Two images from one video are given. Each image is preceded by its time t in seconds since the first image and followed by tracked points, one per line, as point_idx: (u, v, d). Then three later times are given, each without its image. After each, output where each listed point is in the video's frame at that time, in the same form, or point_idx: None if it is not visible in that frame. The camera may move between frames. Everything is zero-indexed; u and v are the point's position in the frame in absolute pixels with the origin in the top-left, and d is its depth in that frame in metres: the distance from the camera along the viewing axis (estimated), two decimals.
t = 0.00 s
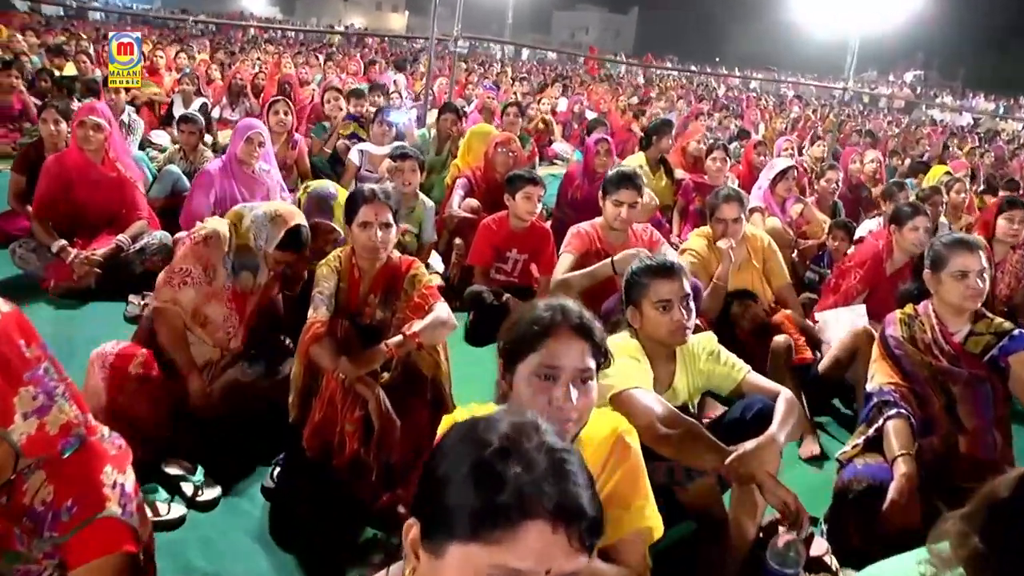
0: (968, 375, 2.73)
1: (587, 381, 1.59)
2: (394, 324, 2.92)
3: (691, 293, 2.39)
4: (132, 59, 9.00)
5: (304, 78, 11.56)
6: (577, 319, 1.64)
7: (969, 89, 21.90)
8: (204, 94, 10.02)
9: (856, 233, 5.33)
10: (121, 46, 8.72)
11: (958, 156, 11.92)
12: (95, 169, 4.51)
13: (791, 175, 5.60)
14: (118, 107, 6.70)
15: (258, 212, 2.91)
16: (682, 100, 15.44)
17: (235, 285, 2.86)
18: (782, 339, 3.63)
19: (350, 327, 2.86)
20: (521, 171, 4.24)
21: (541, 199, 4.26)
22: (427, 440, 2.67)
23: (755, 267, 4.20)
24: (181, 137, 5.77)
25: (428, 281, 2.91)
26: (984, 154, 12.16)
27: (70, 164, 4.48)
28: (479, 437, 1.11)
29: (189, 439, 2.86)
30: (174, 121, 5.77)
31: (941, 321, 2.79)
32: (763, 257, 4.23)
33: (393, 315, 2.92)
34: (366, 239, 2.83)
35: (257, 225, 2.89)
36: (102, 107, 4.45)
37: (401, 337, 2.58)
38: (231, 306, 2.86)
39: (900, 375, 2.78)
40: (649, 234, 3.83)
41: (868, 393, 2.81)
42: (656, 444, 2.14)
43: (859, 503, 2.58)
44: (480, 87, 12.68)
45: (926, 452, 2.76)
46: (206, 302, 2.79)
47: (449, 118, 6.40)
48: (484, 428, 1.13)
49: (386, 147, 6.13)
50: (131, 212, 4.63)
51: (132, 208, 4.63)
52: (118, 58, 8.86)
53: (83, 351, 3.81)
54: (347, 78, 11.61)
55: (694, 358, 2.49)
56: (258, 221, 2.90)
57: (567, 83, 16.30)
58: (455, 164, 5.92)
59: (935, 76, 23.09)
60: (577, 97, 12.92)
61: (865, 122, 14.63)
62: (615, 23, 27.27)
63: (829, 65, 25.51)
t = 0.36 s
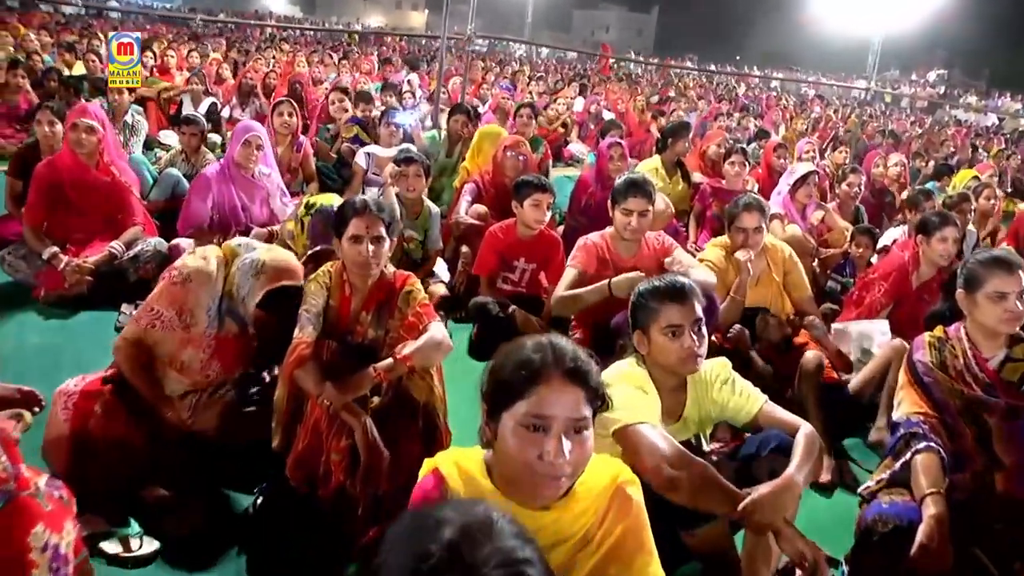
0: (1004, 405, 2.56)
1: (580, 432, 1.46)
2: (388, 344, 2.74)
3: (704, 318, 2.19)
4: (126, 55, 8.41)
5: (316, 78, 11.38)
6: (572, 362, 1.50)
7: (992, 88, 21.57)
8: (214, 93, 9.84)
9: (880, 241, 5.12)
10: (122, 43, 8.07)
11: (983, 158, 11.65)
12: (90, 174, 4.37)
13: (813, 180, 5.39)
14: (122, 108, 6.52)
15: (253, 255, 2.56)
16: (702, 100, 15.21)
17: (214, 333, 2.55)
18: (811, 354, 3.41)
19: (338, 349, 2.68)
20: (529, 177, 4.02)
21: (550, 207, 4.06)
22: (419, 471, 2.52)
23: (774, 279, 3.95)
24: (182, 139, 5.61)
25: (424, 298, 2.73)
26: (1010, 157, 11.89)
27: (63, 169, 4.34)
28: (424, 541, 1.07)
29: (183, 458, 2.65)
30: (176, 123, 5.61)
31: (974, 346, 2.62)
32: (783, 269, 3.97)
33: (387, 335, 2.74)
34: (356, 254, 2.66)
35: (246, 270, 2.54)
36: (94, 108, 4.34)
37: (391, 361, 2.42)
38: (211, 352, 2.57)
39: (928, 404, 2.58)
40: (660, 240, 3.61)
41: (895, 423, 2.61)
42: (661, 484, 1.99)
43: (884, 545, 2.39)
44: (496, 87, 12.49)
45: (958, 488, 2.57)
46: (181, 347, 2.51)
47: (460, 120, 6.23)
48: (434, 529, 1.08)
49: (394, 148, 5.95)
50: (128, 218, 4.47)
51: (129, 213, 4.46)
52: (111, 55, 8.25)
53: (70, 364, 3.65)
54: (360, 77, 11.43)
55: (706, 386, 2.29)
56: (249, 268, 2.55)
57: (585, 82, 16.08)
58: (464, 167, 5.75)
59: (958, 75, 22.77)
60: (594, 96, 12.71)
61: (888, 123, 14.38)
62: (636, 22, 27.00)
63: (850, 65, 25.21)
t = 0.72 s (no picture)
0: (1017, 435, 2.38)
1: (539, 495, 1.32)
2: (353, 368, 2.56)
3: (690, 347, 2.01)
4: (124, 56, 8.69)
5: (306, 78, 11.19)
6: (530, 417, 1.34)
7: (991, 87, 21.43)
8: (200, 94, 9.64)
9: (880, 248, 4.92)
10: (121, 45, 8.59)
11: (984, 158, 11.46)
12: (54, 181, 4.19)
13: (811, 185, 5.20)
14: (99, 109, 6.29)
15: (196, 313, 2.26)
16: (699, 99, 15.03)
17: (147, 396, 2.31)
18: (842, 374, 3.05)
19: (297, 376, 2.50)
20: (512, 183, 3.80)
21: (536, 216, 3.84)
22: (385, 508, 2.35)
23: (769, 290, 3.73)
24: (158, 142, 5.41)
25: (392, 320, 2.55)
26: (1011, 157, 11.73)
27: (27, 176, 4.16)
28: None
29: (137, 496, 2.42)
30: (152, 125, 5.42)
31: (984, 370, 2.44)
32: (779, 279, 3.75)
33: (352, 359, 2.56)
34: (319, 273, 2.47)
35: (188, 329, 2.26)
36: (58, 113, 4.17)
37: (355, 390, 2.26)
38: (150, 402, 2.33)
39: (934, 434, 2.39)
40: (650, 250, 3.42)
41: (897, 453, 2.43)
42: (639, 530, 1.85)
43: None
44: (490, 86, 12.31)
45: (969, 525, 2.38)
46: (110, 410, 2.25)
47: (447, 122, 6.04)
48: None
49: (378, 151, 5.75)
50: (95, 227, 4.28)
51: (96, 222, 4.28)
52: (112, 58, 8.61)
53: (27, 384, 3.44)
54: (351, 77, 11.25)
55: (694, 418, 2.10)
56: (191, 330, 2.26)
57: (581, 81, 15.90)
58: (450, 171, 5.57)
59: (958, 74, 22.61)
60: (589, 95, 12.53)
61: (887, 122, 14.22)
62: (634, 20, 26.79)
63: (849, 63, 25.05)
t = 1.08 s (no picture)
0: (1013, 467, 2.22)
1: None
2: (294, 398, 2.36)
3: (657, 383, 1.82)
4: (120, 56, 8.35)
5: (280, 78, 10.95)
6: (452, 492, 1.19)
7: (972, 84, 21.37)
8: (168, 94, 9.38)
9: (865, 255, 4.76)
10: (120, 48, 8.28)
11: (968, 157, 11.34)
12: None
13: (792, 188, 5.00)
14: (55, 112, 5.95)
15: (95, 339, 2.17)
16: (681, 97, 14.86)
17: (77, 451, 2.23)
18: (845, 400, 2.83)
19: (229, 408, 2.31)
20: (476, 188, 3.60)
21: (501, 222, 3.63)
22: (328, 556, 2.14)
23: (748, 300, 3.46)
24: (114, 147, 5.18)
25: (338, 346, 2.34)
26: (994, 156, 11.61)
27: None
28: None
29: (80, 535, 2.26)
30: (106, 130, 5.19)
31: (978, 395, 2.25)
32: (760, 289, 3.48)
33: (293, 388, 2.36)
34: (255, 296, 2.27)
35: (88, 356, 2.16)
36: None
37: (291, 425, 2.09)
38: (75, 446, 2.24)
39: (925, 467, 2.19)
40: (625, 263, 3.21)
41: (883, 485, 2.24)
42: None
43: None
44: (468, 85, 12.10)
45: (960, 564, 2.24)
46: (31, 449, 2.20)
47: (417, 124, 5.83)
48: None
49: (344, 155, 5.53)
50: (38, 240, 4.05)
51: (39, 234, 4.04)
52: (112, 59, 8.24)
53: None
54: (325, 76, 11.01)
55: (661, 458, 1.91)
56: (91, 355, 2.17)
57: (561, 80, 15.70)
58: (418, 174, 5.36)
59: (939, 71, 22.55)
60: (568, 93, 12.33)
61: (870, 120, 14.09)
62: (616, 18, 26.60)
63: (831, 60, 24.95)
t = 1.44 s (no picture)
0: (1008, 506, 2.03)
1: None
2: (223, 435, 2.14)
3: (611, 424, 1.63)
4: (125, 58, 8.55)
5: (249, 78, 10.69)
6: None
7: (951, 83, 21.36)
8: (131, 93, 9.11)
9: (845, 262, 4.56)
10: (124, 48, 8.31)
11: (947, 156, 11.22)
12: None
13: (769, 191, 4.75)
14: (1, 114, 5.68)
15: None
16: (660, 96, 14.70)
17: None
18: (810, 423, 2.64)
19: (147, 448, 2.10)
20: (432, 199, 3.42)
21: (460, 233, 3.45)
22: None
23: (722, 315, 3.26)
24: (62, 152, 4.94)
25: (269, 378, 2.12)
26: (973, 155, 11.52)
27: None
28: None
29: None
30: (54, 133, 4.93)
31: (971, 427, 2.06)
32: (734, 303, 3.28)
33: (221, 424, 2.14)
34: (176, 324, 2.05)
35: None
36: None
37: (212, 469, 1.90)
38: None
39: (911, 505, 2.03)
40: (595, 280, 2.96)
41: (866, 523, 2.07)
42: None
43: None
44: (443, 84, 11.88)
45: None
46: None
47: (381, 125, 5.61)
48: None
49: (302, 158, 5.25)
50: None
51: None
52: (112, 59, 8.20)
53: None
54: (296, 76, 10.77)
55: (621, 504, 1.72)
56: None
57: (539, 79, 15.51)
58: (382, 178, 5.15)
59: (917, 70, 22.57)
60: (545, 92, 12.15)
61: (850, 120, 13.98)
62: (596, 16, 26.44)
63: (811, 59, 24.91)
